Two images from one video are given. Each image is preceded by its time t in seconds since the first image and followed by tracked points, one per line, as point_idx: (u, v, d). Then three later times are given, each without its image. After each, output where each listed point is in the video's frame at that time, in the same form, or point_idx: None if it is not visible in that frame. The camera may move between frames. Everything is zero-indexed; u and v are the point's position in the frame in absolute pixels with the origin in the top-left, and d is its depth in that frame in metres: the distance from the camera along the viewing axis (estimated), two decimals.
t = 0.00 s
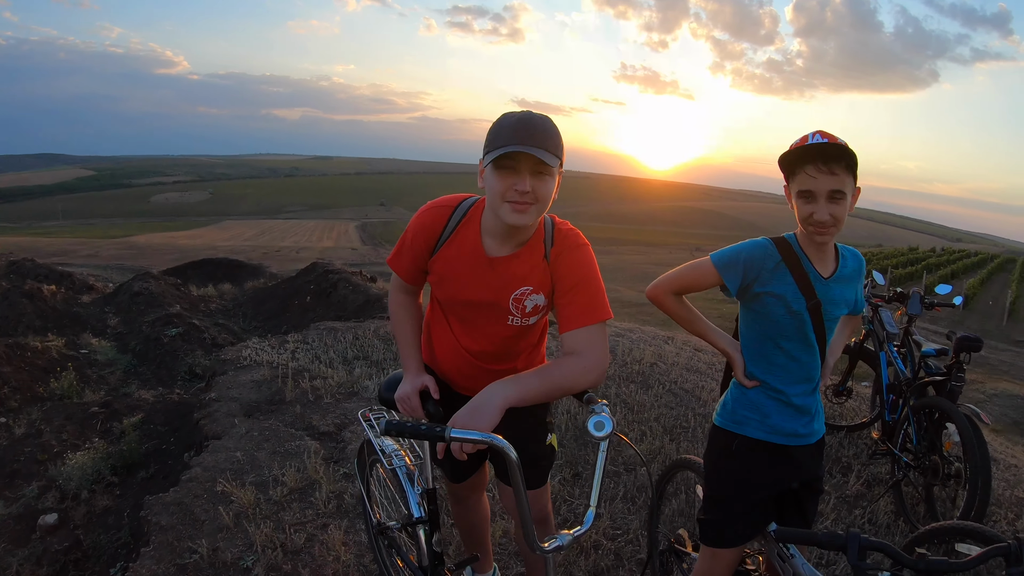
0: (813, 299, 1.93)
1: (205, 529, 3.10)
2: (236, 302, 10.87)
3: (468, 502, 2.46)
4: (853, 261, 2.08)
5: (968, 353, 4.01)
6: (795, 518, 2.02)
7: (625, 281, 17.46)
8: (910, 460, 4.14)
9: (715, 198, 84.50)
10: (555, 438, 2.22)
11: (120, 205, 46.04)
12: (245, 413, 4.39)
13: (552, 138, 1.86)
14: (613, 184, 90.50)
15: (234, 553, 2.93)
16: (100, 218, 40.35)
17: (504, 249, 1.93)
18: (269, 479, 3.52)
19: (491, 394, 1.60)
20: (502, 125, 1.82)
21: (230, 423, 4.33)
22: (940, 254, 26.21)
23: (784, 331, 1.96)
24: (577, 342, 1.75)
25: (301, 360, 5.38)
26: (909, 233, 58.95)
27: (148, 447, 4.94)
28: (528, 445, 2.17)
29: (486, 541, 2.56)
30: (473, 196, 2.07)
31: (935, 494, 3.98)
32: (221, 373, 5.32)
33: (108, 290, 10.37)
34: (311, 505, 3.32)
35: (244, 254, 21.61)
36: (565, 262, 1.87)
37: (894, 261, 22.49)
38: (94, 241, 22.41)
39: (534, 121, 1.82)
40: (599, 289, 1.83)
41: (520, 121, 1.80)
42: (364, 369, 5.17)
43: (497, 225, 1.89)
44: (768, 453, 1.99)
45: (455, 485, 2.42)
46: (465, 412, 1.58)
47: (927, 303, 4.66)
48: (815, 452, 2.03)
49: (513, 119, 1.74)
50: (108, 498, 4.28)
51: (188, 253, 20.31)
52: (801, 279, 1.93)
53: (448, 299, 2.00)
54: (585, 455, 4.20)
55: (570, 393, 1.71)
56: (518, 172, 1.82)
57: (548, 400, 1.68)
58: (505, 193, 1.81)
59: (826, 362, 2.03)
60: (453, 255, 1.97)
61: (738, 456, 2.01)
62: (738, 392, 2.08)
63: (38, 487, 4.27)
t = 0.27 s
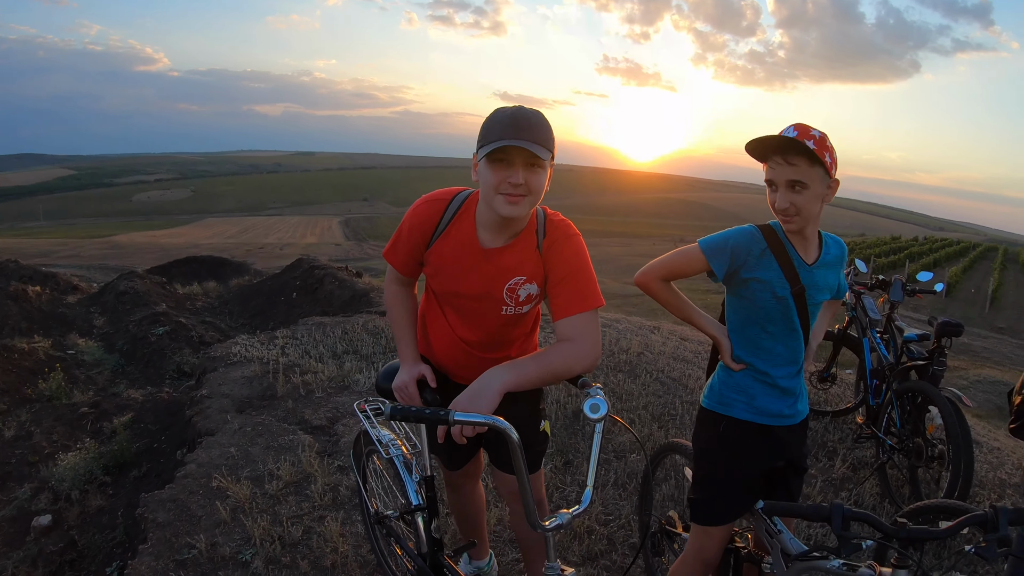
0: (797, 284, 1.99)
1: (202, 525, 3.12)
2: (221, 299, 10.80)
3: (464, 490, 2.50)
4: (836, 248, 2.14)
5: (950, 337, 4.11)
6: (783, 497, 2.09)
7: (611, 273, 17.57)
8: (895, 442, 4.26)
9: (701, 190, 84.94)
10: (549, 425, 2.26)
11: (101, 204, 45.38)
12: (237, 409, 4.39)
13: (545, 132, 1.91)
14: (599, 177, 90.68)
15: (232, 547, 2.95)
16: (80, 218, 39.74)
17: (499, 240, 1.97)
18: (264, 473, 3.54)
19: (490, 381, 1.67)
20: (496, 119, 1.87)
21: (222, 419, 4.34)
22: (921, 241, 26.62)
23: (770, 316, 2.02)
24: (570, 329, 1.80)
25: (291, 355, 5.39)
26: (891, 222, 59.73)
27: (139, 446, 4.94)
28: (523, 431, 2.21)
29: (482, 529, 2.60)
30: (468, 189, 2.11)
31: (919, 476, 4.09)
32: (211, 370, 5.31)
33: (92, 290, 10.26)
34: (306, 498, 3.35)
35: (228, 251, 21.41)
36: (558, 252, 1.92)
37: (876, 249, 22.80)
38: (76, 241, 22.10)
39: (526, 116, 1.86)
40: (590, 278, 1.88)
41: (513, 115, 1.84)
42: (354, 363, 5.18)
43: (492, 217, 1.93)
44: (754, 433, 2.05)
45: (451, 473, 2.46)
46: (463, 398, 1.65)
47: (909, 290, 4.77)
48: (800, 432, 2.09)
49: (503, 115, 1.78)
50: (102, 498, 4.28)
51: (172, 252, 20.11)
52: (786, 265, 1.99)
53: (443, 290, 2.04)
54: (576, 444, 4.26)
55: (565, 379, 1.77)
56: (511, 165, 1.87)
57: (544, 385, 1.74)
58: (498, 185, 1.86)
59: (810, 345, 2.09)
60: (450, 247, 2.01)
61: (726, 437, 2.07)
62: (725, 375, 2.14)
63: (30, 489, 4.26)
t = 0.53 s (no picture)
0: (772, 278, 2.05)
1: (194, 521, 3.14)
2: (207, 297, 10.75)
3: (452, 483, 2.55)
4: (813, 243, 2.21)
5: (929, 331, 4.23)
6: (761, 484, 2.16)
7: (598, 269, 17.66)
8: (876, 433, 4.36)
9: (688, 186, 85.31)
10: (535, 416, 2.31)
11: (84, 201, 44.76)
12: (226, 406, 4.41)
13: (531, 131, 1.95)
14: (587, 173, 90.85)
15: (224, 542, 2.98)
16: (63, 216, 39.17)
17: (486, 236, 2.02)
18: (254, 469, 3.57)
19: (477, 370, 1.71)
20: (484, 118, 1.91)
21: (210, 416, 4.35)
22: (904, 237, 26.99)
23: (747, 308, 2.08)
24: (554, 323, 1.85)
25: (279, 352, 5.39)
26: (875, 217, 60.43)
27: (128, 445, 4.93)
28: (509, 423, 2.26)
29: (470, 520, 2.65)
30: (455, 186, 2.15)
31: (901, 466, 4.19)
32: (198, 367, 5.31)
33: (76, 289, 10.16)
34: (297, 493, 3.38)
35: (213, 249, 21.22)
36: (542, 247, 1.96)
37: (860, 245, 23.09)
38: (58, 239, 21.80)
39: (513, 115, 1.91)
40: (574, 273, 1.93)
41: (500, 114, 1.89)
42: (341, 359, 5.21)
43: (479, 213, 1.97)
44: (733, 423, 2.12)
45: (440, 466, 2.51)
46: (451, 385, 1.70)
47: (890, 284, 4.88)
48: (778, 421, 2.16)
49: (490, 113, 1.83)
50: (91, 497, 4.29)
51: (156, 250, 19.90)
52: (761, 259, 2.05)
53: (431, 285, 2.09)
54: (562, 437, 4.32)
55: (550, 370, 1.82)
56: (498, 163, 1.91)
57: (529, 376, 1.78)
58: (486, 181, 1.91)
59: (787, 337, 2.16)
60: (437, 242, 2.05)
61: (706, 426, 2.14)
62: (705, 366, 2.21)
63: (18, 489, 4.25)
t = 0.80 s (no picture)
0: (746, 266, 2.11)
1: (184, 514, 3.15)
2: (193, 294, 10.69)
3: (437, 471, 2.59)
4: (786, 232, 2.27)
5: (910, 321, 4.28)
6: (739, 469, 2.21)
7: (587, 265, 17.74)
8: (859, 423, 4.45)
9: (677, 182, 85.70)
10: (518, 405, 2.35)
11: (67, 199, 44.18)
12: (214, 401, 4.41)
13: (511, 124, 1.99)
14: (577, 170, 90.93)
15: (213, 534, 3.00)
16: (46, 214, 38.67)
17: (468, 228, 2.05)
18: (242, 462, 3.59)
19: (461, 359, 1.75)
20: (465, 113, 1.95)
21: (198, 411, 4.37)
22: (888, 231, 27.31)
23: (723, 296, 2.14)
24: (536, 311, 1.90)
25: (266, 347, 5.40)
26: (861, 212, 61.04)
27: (116, 442, 4.93)
28: (492, 412, 2.31)
29: (456, 509, 2.70)
30: (437, 179, 2.19)
31: (882, 455, 4.28)
32: (186, 363, 5.31)
33: (61, 287, 10.08)
34: (285, 485, 3.40)
35: (200, 246, 21.07)
36: (522, 237, 2.01)
37: (846, 239, 23.33)
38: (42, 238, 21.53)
39: (494, 109, 1.94)
40: (553, 261, 1.98)
41: (481, 109, 1.92)
42: (328, 354, 5.22)
43: (462, 205, 2.01)
44: (711, 407, 2.17)
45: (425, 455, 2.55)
46: (436, 377, 1.73)
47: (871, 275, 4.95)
48: (754, 405, 2.22)
49: (473, 108, 1.86)
50: (80, 494, 4.29)
51: (142, 248, 19.73)
52: (736, 248, 2.11)
53: (415, 276, 2.12)
54: (547, 428, 4.37)
55: (531, 358, 1.86)
56: (480, 156, 1.95)
57: (511, 364, 1.83)
58: (467, 174, 1.94)
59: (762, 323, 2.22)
60: (420, 234, 2.09)
61: (685, 411, 2.19)
62: (683, 353, 2.27)
63: (7, 487, 4.25)
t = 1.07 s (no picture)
0: (720, 251, 2.16)
1: (173, 504, 3.18)
2: (184, 292, 10.69)
3: (423, 458, 2.64)
4: (760, 218, 2.32)
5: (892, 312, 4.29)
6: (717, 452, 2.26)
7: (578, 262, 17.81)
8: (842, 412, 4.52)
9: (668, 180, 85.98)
10: (501, 392, 2.40)
11: (56, 199, 43.81)
12: (204, 394, 4.44)
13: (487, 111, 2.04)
14: (569, 168, 91.03)
15: (203, 524, 3.03)
16: (34, 214, 38.34)
17: (449, 213, 2.10)
18: (231, 454, 3.61)
19: (439, 338, 1.80)
20: (443, 102, 1.98)
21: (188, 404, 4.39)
22: (877, 227, 27.56)
23: (697, 280, 2.20)
24: (515, 295, 1.95)
25: (256, 342, 5.42)
26: (850, 208, 61.47)
27: (107, 438, 4.95)
28: (475, 397, 2.36)
29: (442, 495, 2.74)
30: (418, 168, 2.23)
31: (865, 443, 4.35)
32: (176, 358, 5.33)
33: (51, 286, 10.05)
34: (274, 475, 3.44)
35: (190, 245, 20.99)
36: (501, 223, 2.06)
37: (835, 235, 23.53)
38: (30, 238, 21.39)
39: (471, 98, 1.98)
40: (531, 247, 2.03)
41: (459, 97, 1.96)
42: (318, 348, 5.25)
43: (443, 192, 2.05)
44: (687, 390, 2.22)
45: (411, 443, 2.59)
46: (415, 355, 1.78)
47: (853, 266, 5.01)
48: (730, 388, 2.27)
49: (452, 97, 1.90)
50: (71, 489, 4.31)
51: (132, 247, 19.63)
52: (709, 234, 2.17)
53: (397, 264, 2.17)
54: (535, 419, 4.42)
55: (510, 340, 1.91)
56: (459, 143, 1.99)
57: (490, 346, 1.87)
58: (449, 162, 1.98)
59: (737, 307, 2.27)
60: (402, 222, 2.14)
61: (662, 394, 2.24)
62: (661, 337, 2.32)
63: None
